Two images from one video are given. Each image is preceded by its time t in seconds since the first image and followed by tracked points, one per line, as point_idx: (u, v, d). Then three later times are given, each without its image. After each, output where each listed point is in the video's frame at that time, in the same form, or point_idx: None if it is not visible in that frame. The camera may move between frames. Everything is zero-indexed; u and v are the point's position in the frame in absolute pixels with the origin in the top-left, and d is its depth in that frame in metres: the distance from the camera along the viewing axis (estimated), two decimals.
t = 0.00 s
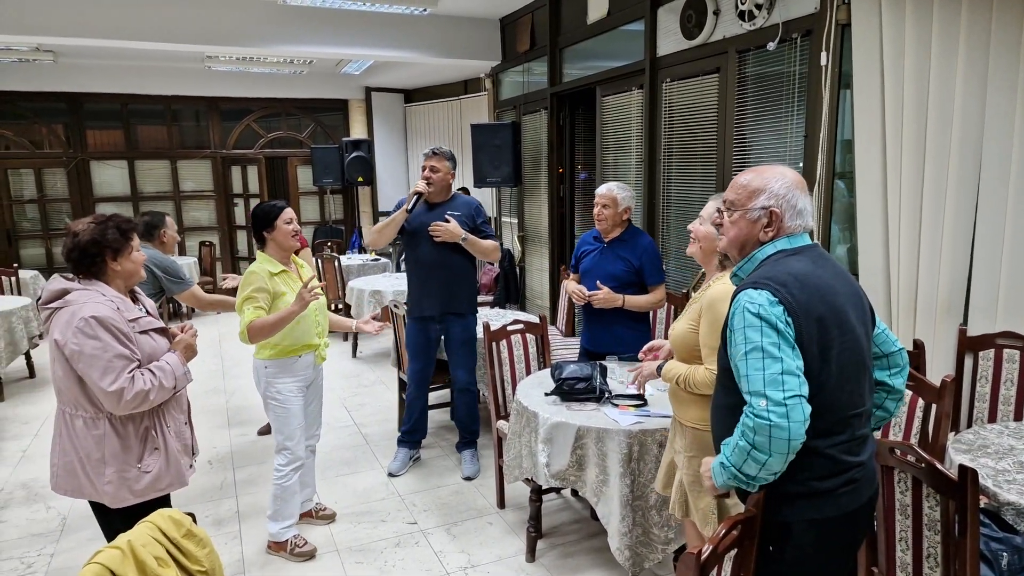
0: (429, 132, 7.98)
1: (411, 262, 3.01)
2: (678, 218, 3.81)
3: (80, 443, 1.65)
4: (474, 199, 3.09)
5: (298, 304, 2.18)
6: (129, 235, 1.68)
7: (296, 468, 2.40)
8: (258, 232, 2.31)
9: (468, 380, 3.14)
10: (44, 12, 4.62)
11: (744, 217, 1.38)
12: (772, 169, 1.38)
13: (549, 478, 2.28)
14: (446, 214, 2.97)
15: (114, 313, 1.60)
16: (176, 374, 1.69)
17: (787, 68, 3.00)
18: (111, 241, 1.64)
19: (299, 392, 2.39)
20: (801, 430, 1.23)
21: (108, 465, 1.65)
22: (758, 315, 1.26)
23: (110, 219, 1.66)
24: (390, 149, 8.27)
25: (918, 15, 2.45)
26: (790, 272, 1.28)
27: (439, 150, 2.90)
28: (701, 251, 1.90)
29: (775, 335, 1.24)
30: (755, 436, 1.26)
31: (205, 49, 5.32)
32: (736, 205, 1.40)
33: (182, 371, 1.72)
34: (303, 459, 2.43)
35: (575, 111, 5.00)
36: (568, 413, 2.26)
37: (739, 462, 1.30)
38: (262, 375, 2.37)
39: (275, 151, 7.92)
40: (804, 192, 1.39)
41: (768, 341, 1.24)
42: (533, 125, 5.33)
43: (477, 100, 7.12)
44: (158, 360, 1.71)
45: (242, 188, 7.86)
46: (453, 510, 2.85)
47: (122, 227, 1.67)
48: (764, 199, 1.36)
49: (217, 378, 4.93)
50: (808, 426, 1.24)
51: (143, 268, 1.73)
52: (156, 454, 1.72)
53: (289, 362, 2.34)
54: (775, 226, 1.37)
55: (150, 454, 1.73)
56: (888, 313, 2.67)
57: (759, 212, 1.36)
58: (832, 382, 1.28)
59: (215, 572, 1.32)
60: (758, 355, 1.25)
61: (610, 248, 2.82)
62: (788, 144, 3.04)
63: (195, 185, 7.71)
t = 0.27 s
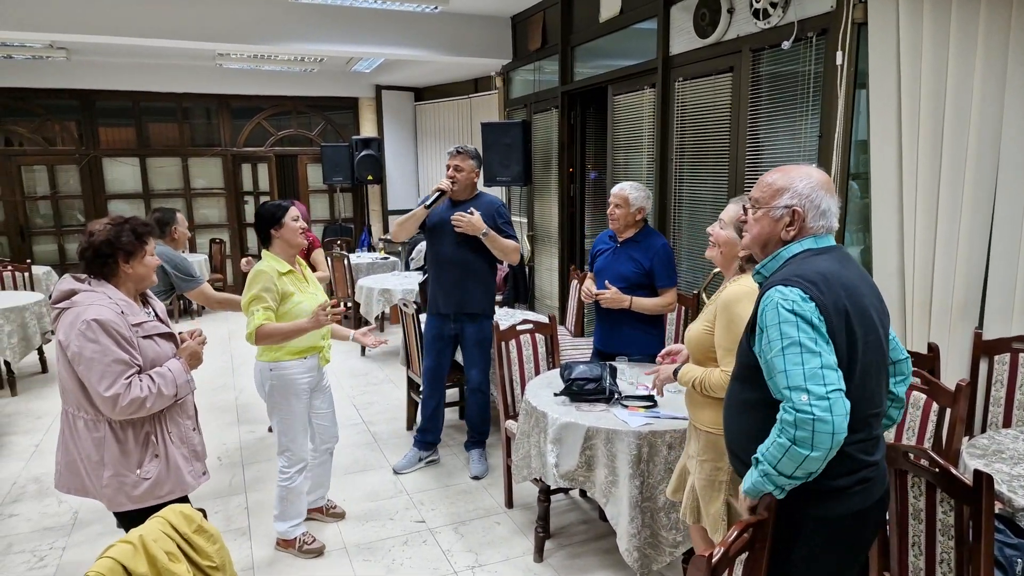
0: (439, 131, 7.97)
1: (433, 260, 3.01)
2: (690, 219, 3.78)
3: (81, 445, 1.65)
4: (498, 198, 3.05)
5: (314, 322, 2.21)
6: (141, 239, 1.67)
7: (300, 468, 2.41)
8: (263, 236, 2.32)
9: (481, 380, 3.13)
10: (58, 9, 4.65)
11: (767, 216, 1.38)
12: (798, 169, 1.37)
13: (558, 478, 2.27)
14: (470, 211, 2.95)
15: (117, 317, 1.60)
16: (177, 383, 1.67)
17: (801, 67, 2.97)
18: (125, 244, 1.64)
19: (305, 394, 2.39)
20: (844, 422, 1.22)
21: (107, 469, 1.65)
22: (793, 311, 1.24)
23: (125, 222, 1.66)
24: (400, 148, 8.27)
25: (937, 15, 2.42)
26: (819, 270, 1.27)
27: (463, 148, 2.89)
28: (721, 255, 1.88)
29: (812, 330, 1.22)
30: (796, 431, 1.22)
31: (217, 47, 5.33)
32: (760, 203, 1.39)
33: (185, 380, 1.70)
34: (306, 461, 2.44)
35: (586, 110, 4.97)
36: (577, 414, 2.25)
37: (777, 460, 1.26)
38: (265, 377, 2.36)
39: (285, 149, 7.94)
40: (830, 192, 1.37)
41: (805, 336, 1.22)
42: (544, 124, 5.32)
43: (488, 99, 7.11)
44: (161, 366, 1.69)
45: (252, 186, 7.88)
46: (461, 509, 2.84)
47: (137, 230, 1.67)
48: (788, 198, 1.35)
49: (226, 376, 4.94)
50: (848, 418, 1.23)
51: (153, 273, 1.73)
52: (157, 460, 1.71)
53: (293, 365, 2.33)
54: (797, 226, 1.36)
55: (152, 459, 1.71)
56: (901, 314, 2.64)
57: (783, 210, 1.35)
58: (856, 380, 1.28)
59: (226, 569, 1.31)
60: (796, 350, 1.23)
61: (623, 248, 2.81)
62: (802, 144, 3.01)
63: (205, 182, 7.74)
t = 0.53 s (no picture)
0: (444, 129, 7.97)
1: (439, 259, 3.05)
2: (694, 220, 3.78)
3: (70, 445, 1.64)
4: (507, 198, 3.04)
5: (322, 315, 2.23)
6: (141, 233, 1.68)
7: (302, 468, 2.42)
8: (263, 233, 2.31)
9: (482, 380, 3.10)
10: (64, 4, 4.66)
11: (778, 214, 1.39)
12: (811, 170, 1.38)
13: (559, 478, 2.27)
14: (474, 211, 2.97)
15: (110, 311, 1.59)
16: (171, 379, 1.67)
17: (806, 69, 2.98)
18: (124, 237, 1.64)
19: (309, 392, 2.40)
20: (857, 412, 1.23)
21: (96, 470, 1.64)
22: (807, 303, 1.25)
23: (125, 216, 1.66)
24: (404, 146, 8.26)
25: (941, 17, 2.41)
26: (831, 267, 1.29)
27: (472, 148, 2.92)
28: (729, 261, 1.87)
29: (825, 322, 1.24)
30: (809, 419, 1.23)
31: (222, 44, 5.34)
32: (773, 202, 1.41)
33: (179, 377, 1.70)
34: (308, 461, 2.44)
35: (591, 110, 4.97)
36: (580, 414, 2.25)
37: (788, 450, 1.27)
38: (269, 378, 2.34)
39: (289, 146, 7.94)
40: (843, 194, 1.37)
41: (818, 326, 1.24)
42: (549, 124, 5.32)
43: (493, 98, 7.11)
44: (154, 363, 1.69)
45: (256, 182, 7.89)
46: (462, 508, 2.85)
47: (137, 225, 1.67)
48: (800, 198, 1.36)
49: (229, 372, 4.95)
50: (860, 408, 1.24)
51: (151, 268, 1.73)
52: (147, 461, 1.71)
53: (300, 363, 2.34)
54: (808, 225, 1.36)
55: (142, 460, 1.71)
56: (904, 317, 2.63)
57: (794, 210, 1.36)
58: (866, 376, 1.30)
59: (226, 566, 1.32)
60: (809, 340, 1.24)
61: (627, 249, 2.81)
62: (807, 146, 3.01)
63: (209, 178, 7.75)
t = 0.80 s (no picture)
0: (441, 129, 7.97)
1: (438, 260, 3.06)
2: (691, 221, 3.79)
3: (29, 455, 1.60)
4: (504, 198, 3.02)
5: (329, 328, 2.21)
6: (133, 242, 1.65)
7: (308, 472, 2.43)
8: (261, 239, 2.30)
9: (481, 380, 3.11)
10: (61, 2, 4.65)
11: (775, 218, 1.41)
12: (808, 175, 1.40)
13: (557, 478, 2.27)
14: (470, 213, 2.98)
15: (81, 318, 1.55)
16: (135, 400, 1.59)
17: (802, 70, 2.99)
18: (114, 243, 1.61)
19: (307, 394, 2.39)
20: (871, 399, 1.24)
21: (47, 485, 1.58)
22: (810, 300, 1.27)
23: (121, 223, 1.64)
24: (401, 145, 8.26)
25: (936, 20, 2.42)
26: (831, 265, 1.31)
27: (465, 149, 2.88)
28: (728, 257, 1.88)
29: (829, 317, 1.25)
30: (829, 418, 1.24)
31: (219, 42, 5.33)
32: (770, 206, 1.42)
33: (147, 400, 1.62)
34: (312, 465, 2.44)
35: (588, 110, 4.98)
36: (577, 414, 2.25)
37: (820, 463, 1.26)
38: (268, 380, 2.35)
39: (286, 145, 7.93)
40: (838, 198, 1.39)
41: (823, 322, 1.25)
42: (546, 124, 5.32)
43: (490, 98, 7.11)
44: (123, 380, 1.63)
45: (253, 181, 7.88)
46: (459, 507, 2.85)
47: (130, 233, 1.64)
48: (796, 201, 1.38)
49: (226, 371, 4.94)
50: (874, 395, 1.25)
51: (138, 280, 1.69)
52: (103, 483, 1.62)
53: (297, 366, 2.34)
54: (805, 227, 1.38)
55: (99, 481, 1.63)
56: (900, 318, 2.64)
57: (791, 213, 1.38)
58: (871, 370, 1.31)
59: (221, 568, 1.31)
60: (817, 337, 1.25)
61: (623, 249, 2.81)
62: (802, 148, 3.02)
63: (206, 177, 7.73)
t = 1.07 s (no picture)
0: (437, 129, 7.97)
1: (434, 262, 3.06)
2: (687, 220, 3.79)
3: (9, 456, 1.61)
4: (499, 197, 3.03)
5: (329, 309, 2.23)
6: (118, 240, 1.64)
7: (297, 464, 2.42)
8: (262, 234, 2.30)
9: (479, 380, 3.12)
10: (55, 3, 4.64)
11: (782, 210, 1.41)
12: (813, 169, 1.41)
13: (554, 477, 2.27)
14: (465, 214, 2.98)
15: (57, 317, 1.54)
16: (112, 401, 1.58)
17: (797, 69, 2.99)
18: (98, 240, 1.60)
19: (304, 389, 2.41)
20: (897, 387, 1.25)
21: (27, 486, 1.58)
22: (827, 294, 1.27)
23: (108, 221, 1.63)
24: (398, 145, 8.26)
25: (931, 17, 2.43)
26: (839, 259, 1.32)
27: (456, 150, 2.87)
28: (723, 260, 1.86)
29: (847, 308, 1.26)
30: (860, 410, 1.23)
31: (215, 42, 5.32)
32: (776, 199, 1.43)
33: (126, 401, 1.61)
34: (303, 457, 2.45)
35: (584, 109, 4.99)
36: (574, 412, 2.26)
37: (854, 459, 1.25)
38: (268, 373, 2.35)
39: (282, 146, 7.93)
40: (843, 191, 1.41)
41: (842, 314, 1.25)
42: (542, 123, 5.33)
43: (486, 98, 7.11)
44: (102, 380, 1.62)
45: (249, 182, 7.87)
46: (457, 506, 2.85)
47: (117, 232, 1.64)
48: (802, 195, 1.38)
49: (223, 372, 4.94)
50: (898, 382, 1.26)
51: (123, 278, 1.68)
52: (83, 483, 1.62)
53: (301, 359, 2.36)
54: (811, 220, 1.39)
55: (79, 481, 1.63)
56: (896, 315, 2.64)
57: (798, 206, 1.39)
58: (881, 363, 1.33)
59: (219, 567, 1.32)
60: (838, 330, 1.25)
61: (617, 248, 2.82)
62: (798, 145, 3.02)
63: (202, 178, 7.72)
